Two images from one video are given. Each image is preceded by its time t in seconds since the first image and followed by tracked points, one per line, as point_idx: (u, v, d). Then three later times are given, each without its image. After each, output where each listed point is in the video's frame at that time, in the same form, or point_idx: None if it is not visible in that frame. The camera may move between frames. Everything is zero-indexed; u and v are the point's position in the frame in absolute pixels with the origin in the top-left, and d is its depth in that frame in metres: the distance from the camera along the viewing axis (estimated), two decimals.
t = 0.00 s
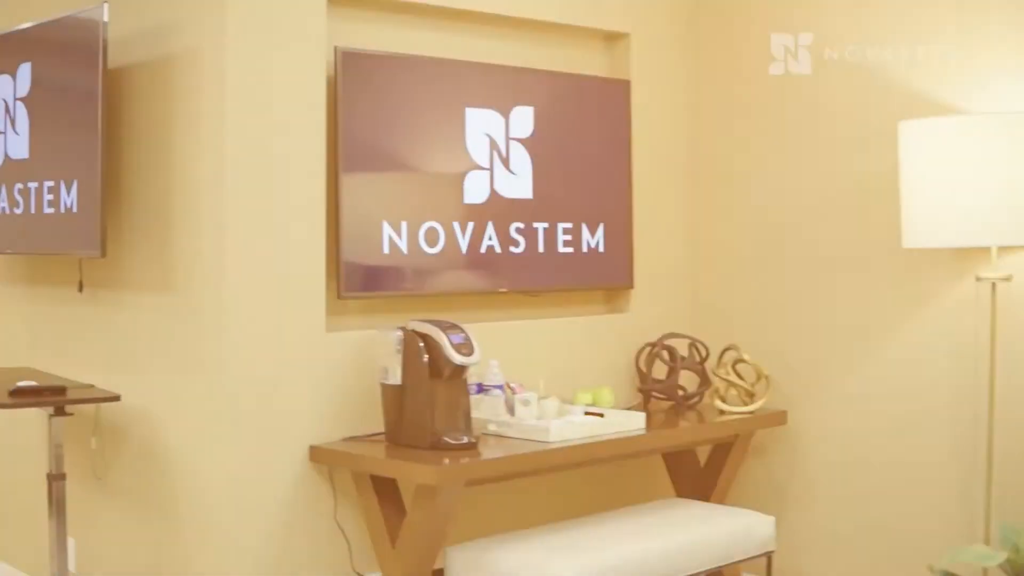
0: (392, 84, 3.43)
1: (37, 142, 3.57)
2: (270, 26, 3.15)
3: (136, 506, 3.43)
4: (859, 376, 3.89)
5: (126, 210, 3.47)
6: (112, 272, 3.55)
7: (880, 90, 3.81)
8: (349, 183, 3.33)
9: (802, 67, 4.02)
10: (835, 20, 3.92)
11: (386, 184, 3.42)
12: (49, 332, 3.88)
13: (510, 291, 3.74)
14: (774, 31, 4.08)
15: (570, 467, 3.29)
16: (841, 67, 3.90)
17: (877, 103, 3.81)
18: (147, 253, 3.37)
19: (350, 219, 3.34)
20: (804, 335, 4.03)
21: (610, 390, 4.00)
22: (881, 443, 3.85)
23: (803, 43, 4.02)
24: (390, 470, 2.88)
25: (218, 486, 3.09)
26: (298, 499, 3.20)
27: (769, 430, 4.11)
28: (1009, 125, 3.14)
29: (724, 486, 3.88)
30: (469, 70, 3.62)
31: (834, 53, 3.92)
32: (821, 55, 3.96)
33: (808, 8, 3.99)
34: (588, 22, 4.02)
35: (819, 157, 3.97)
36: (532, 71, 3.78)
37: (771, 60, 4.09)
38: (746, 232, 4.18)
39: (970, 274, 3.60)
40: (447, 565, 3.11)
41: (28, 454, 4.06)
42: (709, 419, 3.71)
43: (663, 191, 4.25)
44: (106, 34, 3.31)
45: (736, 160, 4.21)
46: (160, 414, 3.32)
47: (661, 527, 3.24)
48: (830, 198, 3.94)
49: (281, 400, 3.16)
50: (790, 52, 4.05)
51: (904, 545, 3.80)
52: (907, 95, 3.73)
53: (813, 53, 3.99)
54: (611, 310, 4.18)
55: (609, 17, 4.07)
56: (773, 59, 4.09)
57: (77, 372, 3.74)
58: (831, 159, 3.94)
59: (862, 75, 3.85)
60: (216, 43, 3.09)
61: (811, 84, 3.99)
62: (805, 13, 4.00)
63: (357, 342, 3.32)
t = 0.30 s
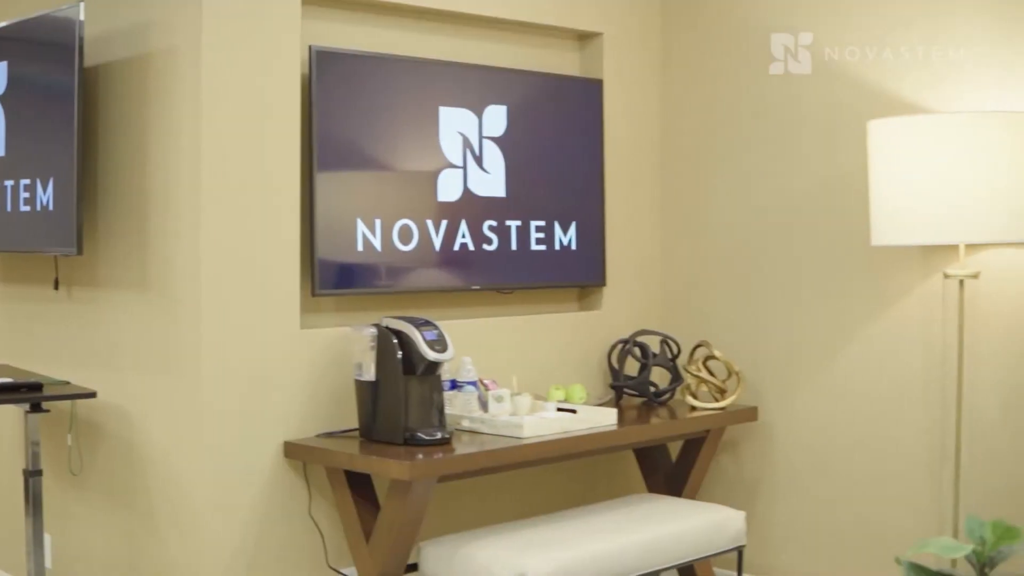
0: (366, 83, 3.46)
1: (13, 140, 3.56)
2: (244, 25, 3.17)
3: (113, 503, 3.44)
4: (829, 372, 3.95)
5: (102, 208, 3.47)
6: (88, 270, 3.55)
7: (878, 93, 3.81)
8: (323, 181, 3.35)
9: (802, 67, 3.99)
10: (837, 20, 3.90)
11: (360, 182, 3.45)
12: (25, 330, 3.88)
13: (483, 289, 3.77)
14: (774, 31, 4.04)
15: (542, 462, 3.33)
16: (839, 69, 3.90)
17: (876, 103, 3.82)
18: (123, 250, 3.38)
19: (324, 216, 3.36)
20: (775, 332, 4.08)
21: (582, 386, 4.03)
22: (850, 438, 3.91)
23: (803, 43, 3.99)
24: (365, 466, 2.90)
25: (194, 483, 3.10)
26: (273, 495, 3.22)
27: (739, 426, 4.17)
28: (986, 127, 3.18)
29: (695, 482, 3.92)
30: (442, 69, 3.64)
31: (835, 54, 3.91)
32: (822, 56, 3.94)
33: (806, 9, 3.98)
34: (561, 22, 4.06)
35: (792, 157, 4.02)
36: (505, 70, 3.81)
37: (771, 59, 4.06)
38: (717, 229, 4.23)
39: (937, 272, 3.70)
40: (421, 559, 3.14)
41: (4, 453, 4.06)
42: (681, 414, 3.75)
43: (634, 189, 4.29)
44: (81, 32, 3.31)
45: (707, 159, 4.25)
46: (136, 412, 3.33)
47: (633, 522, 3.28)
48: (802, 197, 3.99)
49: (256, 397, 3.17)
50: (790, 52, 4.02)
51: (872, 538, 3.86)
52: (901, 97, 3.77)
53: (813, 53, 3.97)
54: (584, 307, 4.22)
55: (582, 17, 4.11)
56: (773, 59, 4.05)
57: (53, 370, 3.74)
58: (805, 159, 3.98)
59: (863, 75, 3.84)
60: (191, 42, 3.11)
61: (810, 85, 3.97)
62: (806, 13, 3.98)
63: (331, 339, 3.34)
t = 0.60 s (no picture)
0: (340, 82, 3.48)
1: None
2: (219, 25, 3.18)
3: (89, 499, 3.45)
4: (798, 368, 4.00)
5: (78, 206, 3.48)
6: (64, 268, 3.56)
7: (877, 93, 3.78)
8: (297, 179, 3.37)
9: (802, 67, 3.96)
10: (835, 23, 3.88)
11: (334, 180, 3.47)
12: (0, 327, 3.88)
13: (456, 286, 3.80)
14: (774, 30, 4.02)
15: (515, 458, 3.36)
16: (836, 71, 3.88)
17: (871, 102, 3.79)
18: (99, 247, 3.39)
19: (299, 214, 3.38)
20: (745, 329, 4.13)
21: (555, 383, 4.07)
22: (818, 434, 3.96)
23: (803, 43, 3.96)
24: (339, 461, 2.93)
25: (169, 479, 3.12)
26: (248, 491, 3.24)
27: (710, 421, 4.22)
28: (958, 124, 3.22)
29: (666, 477, 3.96)
30: (415, 69, 3.67)
31: (835, 53, 3.88)
32: (822, 55, 3.91)
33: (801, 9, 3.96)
34: (534, 22, 4.09)
35: (764, 155, 4.06)
36: (478, 70, 3.84)
37: (771, 60, 4.03)
38: (689, 228, 4.28)
39: (906, 270, 3.72)
40: (395, 554, 3.17)
41: None
42: (652, 411, 3.80)
43: (607, 188, 4.34)
44: (57, 31, 3.32)
45: (680, 158, 4.30)
46: (111, 409, 3.35)
47: (605, 517, 3.32)
48: (773, 196, 4.04)
49: (231, 394, 3.19)
50: (790, 52, 3.99)
51: (839, 532, 3.92)
52: (891, 97, 3.75)
53: (813, 54, 3.94)
54: (556, 304, 4.26)
55: (554, 17, 4.14)
56: (773, 59, 4.03)
57: (29, 367, 3.75)
58: (779, 158, 4.02)
59: (863, 75, 3.81)
60: (167, 41, 3.12)
61: (810, 85, 3.94)
62: (807, 13, 3.95)
63: (305, 336, 3.36)
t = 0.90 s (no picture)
0: (313, 81, 3.50)
1: None
2: (193, 24, 3.20)
3: (63, 496, 3.46)
4: (765, 365, 4.06)
5: (52, 203, 3.48)
6: (37, 265, 3.56)
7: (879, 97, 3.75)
8: (270, 177, 3.39)
9: (802, 67, 3.94)
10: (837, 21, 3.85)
11: (307, 178, 3.49)
12: None
13: (428, 284, 3.83)
14: (774, 30, 4.00)
15: (485, 454, 3.40)
16: (832, 77, 3.86)
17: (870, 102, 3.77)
18: (73, 245, 3.40)
19: (271, 213, 3.40)
20: (714, 326, 4.19)
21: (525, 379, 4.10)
22: (785, 430, 4.02)
23: (803, 43, 3.94)
24: (311, 457, 2.95)
25: (142, 475, 3.13)
26: (221, 488, 3.26)
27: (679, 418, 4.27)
28: (926, 124, 3.27)
29: (635, 473, 4.00)
30: (387, 68, 3.70)
31: (834, 53, 3.86)
32: (821, 56, 3.89)
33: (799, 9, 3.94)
34: (506, 23, 4.13)
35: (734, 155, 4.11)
36: (450, 70, 3.87)
37: (771, 60, 4.01)
38: (659, 226, 4.33)
39: (871, 269, 3.78)
40: (367, 549, 3.20)
41: None
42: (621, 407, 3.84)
43: (577, 187, 4.38)
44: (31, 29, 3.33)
45: (649, 157, 4.35)
46: (85, 406, 3.36)
47: (574, 513, 3.36)
48: (743, 195, 4.09)
49: (205, 391, 3.21)
50: (790, 52, 3.97)
51: (806, 526, 3.98)
52: (876, 99, 3.76)
53: (813, 54, 3.91)
54: (527, 302, 4.31)
55: (525, 18, 4.18)
56: (772, 59, 4.00)
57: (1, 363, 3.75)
58: (750, 158, 4.07)
59: (863, 75, 3.79)
60: (141, 40, 3.14)
61: (809, 85, 3.92)
62: (806, 12, 3.93)
63: (278, 333, 3.38)
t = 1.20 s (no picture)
0: (289, 81, 3.52)
1: None
2: (170, 24, 3.22)
3: (39, 492, 3.47)
4: (736, 362, 4.11)
5: (29, 201, 3.49)
6: (14, 262, 3.57)
7: (879, 99, 3.75)
8: (246, 176, 3.41)
9: (802, 67, 3.92)
10: (839, 19, 3.84)
11: (283, 177, 3.52)
12: None
13: (402, 282, 3.87)
14: (774, 30, 3.98)
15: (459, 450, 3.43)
16: (830, 80, 3.85)
17: (868, 100, 3.77)
18: (49, 242, 3.41)
19: (247, 211, 3.42)
20: (686, 324, 4.24)
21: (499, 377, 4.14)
22: (756, 427, 4.08)
23: (803, 43, 3.92)
24: (287, 453, 2.98)
25: (119, 472, 3.15)
26: (197, 485, 3.28)
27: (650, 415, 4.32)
28: (897, 125, 3.33)
29: (608, 469, 4.04)
30: (362, 68, 3.72)
31: (834, 53, 3.84)
32: (821, 56, 3.87)
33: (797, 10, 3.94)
34: (481, 23, 4.16)
35: (708, 156, 4.16)
36: (425, 70, 3.90)
37: (771, 60, 3.99)
38: (632, 225, 4.37)
39: (840, 267, 3.84)
40: (342, 544, 3.23)
41: None
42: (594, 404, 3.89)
43: (550, 186, 4.43)
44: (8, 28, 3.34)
45: (621, 157, 4.40)
46: (62, 403, 3.37)
47: (547, 508, 3.40)
48: (717, 195, 4.14)
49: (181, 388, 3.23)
50: (790, 52, 3.95)
51: (776, 521, 4.04)
52: (860, 100, 3.79)
53: (813, 54, 3.89)
54: (500, 300, 4.35)
55: (499, 18, 4.21)
56: (773, 59, 3.99)
57: None
58: (726, 158, 4.11)
59: (864, 74, 3.78)
60: (118, 40, 3.16)
61: (810, 85, 3.90)
62: (807, 12, 3.91)
63: (254, 331, 3.40)
